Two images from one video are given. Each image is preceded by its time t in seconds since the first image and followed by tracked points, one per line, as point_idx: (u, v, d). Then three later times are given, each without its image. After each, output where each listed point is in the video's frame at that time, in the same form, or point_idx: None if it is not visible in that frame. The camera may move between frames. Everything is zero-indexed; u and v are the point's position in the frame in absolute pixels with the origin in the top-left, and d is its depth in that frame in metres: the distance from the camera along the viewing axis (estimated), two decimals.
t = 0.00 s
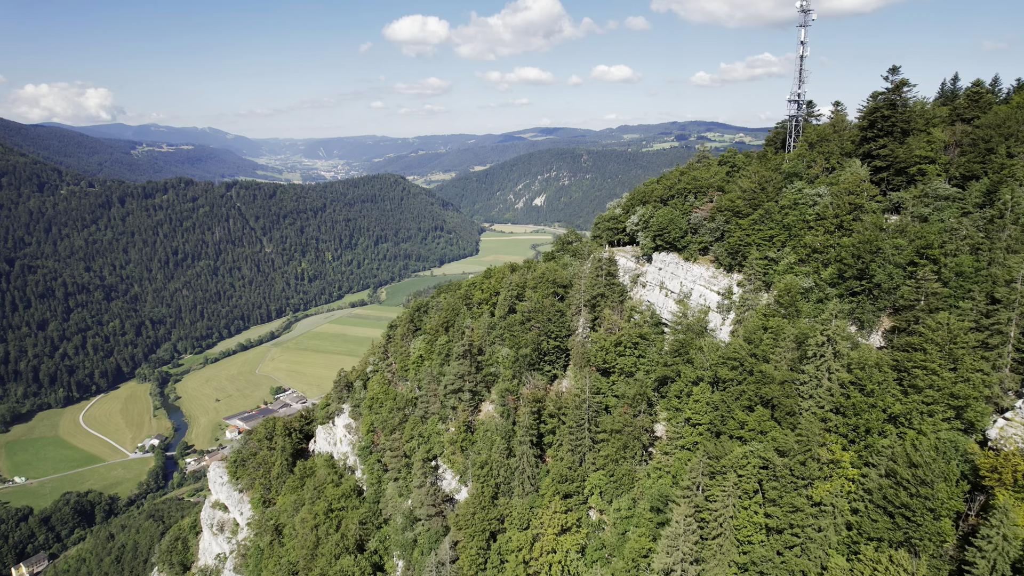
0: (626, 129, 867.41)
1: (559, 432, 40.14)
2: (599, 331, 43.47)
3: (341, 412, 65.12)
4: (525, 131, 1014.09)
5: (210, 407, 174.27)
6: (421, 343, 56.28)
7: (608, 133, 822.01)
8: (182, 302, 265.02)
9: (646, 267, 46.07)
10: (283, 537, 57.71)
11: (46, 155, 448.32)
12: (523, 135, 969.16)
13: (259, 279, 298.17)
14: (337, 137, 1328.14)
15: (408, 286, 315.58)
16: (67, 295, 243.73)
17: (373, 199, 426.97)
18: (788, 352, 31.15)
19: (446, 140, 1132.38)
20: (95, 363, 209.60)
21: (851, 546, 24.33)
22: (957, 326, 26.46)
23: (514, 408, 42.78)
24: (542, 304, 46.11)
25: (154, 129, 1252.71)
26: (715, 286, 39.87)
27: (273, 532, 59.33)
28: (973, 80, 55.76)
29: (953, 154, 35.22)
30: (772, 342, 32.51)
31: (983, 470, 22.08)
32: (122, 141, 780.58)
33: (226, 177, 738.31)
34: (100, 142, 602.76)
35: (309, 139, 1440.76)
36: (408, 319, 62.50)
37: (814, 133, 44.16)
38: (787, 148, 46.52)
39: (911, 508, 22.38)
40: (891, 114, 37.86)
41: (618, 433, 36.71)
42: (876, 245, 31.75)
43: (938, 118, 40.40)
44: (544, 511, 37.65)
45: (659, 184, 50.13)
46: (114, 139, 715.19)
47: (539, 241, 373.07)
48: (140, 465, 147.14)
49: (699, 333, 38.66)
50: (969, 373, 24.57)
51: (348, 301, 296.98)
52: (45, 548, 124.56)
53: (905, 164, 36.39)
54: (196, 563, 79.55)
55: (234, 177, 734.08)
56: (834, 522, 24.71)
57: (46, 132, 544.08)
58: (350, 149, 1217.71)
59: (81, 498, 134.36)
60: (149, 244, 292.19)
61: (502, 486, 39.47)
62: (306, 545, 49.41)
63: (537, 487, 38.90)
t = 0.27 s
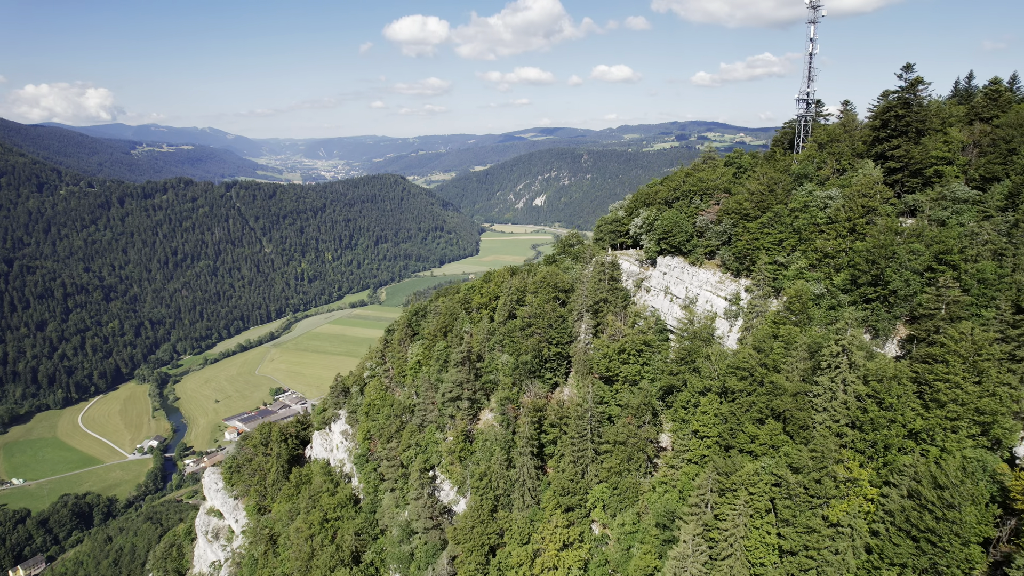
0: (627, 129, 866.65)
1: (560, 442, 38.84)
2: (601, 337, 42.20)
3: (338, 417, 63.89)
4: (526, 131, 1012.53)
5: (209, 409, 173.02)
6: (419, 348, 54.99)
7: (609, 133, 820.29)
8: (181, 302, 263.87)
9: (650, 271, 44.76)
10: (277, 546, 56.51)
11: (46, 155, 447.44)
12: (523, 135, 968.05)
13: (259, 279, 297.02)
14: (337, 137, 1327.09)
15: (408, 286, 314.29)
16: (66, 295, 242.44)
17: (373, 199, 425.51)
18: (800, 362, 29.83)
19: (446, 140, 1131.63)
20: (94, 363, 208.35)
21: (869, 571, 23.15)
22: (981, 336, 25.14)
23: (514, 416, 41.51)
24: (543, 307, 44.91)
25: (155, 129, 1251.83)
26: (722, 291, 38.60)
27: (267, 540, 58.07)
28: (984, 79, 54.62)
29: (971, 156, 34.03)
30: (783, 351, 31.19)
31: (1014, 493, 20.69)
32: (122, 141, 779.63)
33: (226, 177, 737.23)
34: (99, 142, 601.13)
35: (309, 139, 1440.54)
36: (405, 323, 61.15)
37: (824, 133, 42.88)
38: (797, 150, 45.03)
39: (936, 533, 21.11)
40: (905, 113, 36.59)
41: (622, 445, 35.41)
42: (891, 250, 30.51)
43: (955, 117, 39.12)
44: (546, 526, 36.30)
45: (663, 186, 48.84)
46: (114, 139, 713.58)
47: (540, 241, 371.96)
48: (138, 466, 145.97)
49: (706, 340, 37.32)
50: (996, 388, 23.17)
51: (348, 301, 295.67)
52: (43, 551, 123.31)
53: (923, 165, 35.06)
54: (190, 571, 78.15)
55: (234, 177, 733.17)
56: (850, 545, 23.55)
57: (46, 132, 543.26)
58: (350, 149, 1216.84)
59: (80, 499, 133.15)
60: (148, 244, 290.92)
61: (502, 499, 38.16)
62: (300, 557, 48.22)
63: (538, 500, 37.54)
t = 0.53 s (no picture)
0: (627, 129, 866.15)
1: (562, 454, 37.47)
2: (603, 344, 40.92)
3: (334, 423, 62.58)
4: (526, 131, 1011.37)
5: (207, 410, 171.79)
6: (417, 354, 53.69)
7: (609, 133, 818.91)
8: (180, 303, 262.57)
9: (654, 275, 43.42)
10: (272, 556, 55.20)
11: (45, 155, 445.86)
12: (523, 135, 966.99)
13: (258, 280, 295.79)
14: (337, 137, 1325.44)
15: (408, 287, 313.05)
16: (65, 296, 240.93)
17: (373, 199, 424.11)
18: (813, 373, 28.47)
19: (447, 140, 1130.74)
20: (93, 364, 206.94)
21: None
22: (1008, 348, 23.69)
23: (514, 426, 40.16)
24: (544, 311, 43.66)
25: (155, 129, 1250.47)
26: (730, 297, 37.29)
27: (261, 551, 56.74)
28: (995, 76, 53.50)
29: (992, 156, 32.80)
30: (795, 362, 29.85)
31: None
32: (121, 141, 777.86)
33: (226, 177, 735.97)
34: (99, 142, 599.50)
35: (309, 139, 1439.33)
36: (403, 328, 59.80)
37: (835, 134, 41.66)
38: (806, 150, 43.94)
39: (965, 561, 19.75)
40: (921, 112, 35.35)
41: (626, 457, 34.05)
42: (908, 255, 29.17)
43: (972, 116, 37.92)
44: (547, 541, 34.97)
45: (668, 187, 47.53)
46: (113, 139, 711.80)
47: (540, 241, 371.07)
48: (137, 468, 144.83)
49: (713, 348, 35.99)
50: None
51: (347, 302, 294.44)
52: (41, 553, 121.27)
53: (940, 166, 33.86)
54: None
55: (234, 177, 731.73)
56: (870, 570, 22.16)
57: (45, 132, 541.75)
58: (350, 149, 1215.56)
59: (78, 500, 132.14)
60: (147, 245, 289.44)
61: (501, 512, 36.82)
62: (294, 569, 46.88)
63: (539, 514, 36.19)
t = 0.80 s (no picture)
0: (627, 129, 865.30)
1: (563, 466, 36.10)
2: (606, 351, 39.55)
3: (330, 430, 61.27)
4: (526, 131, 1010.25)
5: (206, 411, 170.55)
6: (414, 360, 52.36)
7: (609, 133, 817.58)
8: (180, 304, 261.36)
9: (659, 280, 42.01)
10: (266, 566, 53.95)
11: (44, 155, 444.75)
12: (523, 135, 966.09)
13: (258, 280, 294.49)
14: (337, 137, 1324.15)
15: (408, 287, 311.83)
16: (64, 297, 239.58)
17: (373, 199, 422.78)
18: (829, 385, 27.14)
19: (447, 140, 1129.40)
20: (92, 365, 205.67)
21: None
22: None
23: (514, 437, 38.84)
24: (546, 316, 42.29)
25: (155, 129, 1249.44)
26: (738, 303, 35.99)
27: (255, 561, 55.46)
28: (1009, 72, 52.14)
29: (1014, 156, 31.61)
30: (808, 373, 28.51)
31: None
32: (121, 141, 776.64)
33: (226, 177, 734.73)
34: (99, 142, 598.20)
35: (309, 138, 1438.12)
36: (400, 333, 58.45)
37: (846, 134, 40.43)
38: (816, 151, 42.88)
39: None
40: (938, 111, 34.11)
41: (631, 471, 32.68)
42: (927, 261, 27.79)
43: (991, 114, 36.70)
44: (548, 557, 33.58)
45: (674, 188, 46.17)
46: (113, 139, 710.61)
47: (541, 241, 370.25)
48: (135, 470, 143.52)
49: (721, 357, 34.67)
50: None
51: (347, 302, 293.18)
52: (38, 556, 119.43)
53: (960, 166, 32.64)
54: None
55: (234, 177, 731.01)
56: None
57: (45, 132, 540.77)
58: (350, 149, 1214.38)
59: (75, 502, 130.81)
60: (147, 245, 288.11)
61: (501, 526, 35.45)
62: None
63: (540, 528, 34.86)
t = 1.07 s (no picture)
0: (627, 129, 864.51)
1: (566, 479, 34.68)
2: (609, 360, 38.18)
3: (326, 437, 59.91)
4: (526, 131, 1008.95)
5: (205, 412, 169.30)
6: (411, 367, 51.02)
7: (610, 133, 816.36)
8: (179, 304, 260.00)
9: (663, 285, 40.57)
10: None
11: (44, 155, 443.62)
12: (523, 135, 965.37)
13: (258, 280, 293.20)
14: (337, 137, 1322.77)
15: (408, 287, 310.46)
16: (63, 297, 238.37)
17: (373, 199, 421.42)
18: (845, 399, 25.79)
19: (447, 140, 1127.84)
20: (91, 366, 204.31)
21: None
22: None
23: (514, 448, 37.41)
24: (547, 322, 40.94)
25: (155, 129, 1248.65)
26: (747, 309, 34.62)
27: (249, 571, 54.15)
28: None
29: None
30: (823, 386, 27.10)
31: None
32: (122, 141, 775.40)
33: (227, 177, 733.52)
34: (99, 142, 597.06)
35: (309, 138, 1436.85)
36: (397, 338, 57.14)
37: (860, 134, 39.26)
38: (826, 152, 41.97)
39: None
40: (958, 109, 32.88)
41: (636, 486, 31.27)
42: (949, 268, 26.33)
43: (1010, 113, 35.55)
44: None
45: (678, 190, 44.87)
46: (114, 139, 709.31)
47: (541, 241, 369.16)
48: (133, 471, 142.11)
49: (729, 366, 33.31)
50: None
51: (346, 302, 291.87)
52: (36, 558, 118.06)
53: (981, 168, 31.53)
54: None
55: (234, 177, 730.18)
56: None
57: (45, 132, 540.01)
58: (350, 149, 1213.07)
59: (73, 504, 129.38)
60: (146, 245, 286.86)
61: (500, 542, 34.04)
62: None
63: (541, 545, 33.47)
